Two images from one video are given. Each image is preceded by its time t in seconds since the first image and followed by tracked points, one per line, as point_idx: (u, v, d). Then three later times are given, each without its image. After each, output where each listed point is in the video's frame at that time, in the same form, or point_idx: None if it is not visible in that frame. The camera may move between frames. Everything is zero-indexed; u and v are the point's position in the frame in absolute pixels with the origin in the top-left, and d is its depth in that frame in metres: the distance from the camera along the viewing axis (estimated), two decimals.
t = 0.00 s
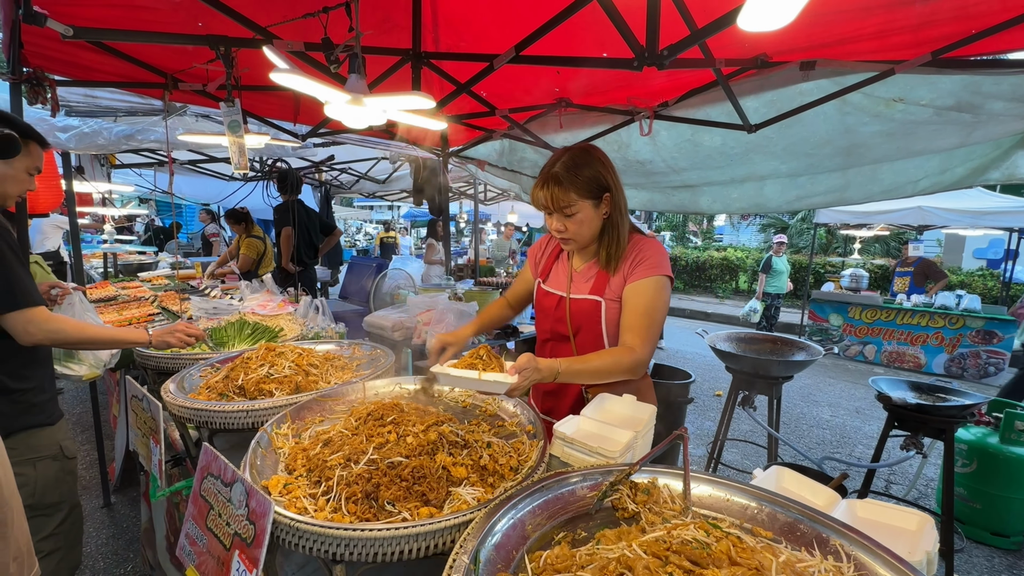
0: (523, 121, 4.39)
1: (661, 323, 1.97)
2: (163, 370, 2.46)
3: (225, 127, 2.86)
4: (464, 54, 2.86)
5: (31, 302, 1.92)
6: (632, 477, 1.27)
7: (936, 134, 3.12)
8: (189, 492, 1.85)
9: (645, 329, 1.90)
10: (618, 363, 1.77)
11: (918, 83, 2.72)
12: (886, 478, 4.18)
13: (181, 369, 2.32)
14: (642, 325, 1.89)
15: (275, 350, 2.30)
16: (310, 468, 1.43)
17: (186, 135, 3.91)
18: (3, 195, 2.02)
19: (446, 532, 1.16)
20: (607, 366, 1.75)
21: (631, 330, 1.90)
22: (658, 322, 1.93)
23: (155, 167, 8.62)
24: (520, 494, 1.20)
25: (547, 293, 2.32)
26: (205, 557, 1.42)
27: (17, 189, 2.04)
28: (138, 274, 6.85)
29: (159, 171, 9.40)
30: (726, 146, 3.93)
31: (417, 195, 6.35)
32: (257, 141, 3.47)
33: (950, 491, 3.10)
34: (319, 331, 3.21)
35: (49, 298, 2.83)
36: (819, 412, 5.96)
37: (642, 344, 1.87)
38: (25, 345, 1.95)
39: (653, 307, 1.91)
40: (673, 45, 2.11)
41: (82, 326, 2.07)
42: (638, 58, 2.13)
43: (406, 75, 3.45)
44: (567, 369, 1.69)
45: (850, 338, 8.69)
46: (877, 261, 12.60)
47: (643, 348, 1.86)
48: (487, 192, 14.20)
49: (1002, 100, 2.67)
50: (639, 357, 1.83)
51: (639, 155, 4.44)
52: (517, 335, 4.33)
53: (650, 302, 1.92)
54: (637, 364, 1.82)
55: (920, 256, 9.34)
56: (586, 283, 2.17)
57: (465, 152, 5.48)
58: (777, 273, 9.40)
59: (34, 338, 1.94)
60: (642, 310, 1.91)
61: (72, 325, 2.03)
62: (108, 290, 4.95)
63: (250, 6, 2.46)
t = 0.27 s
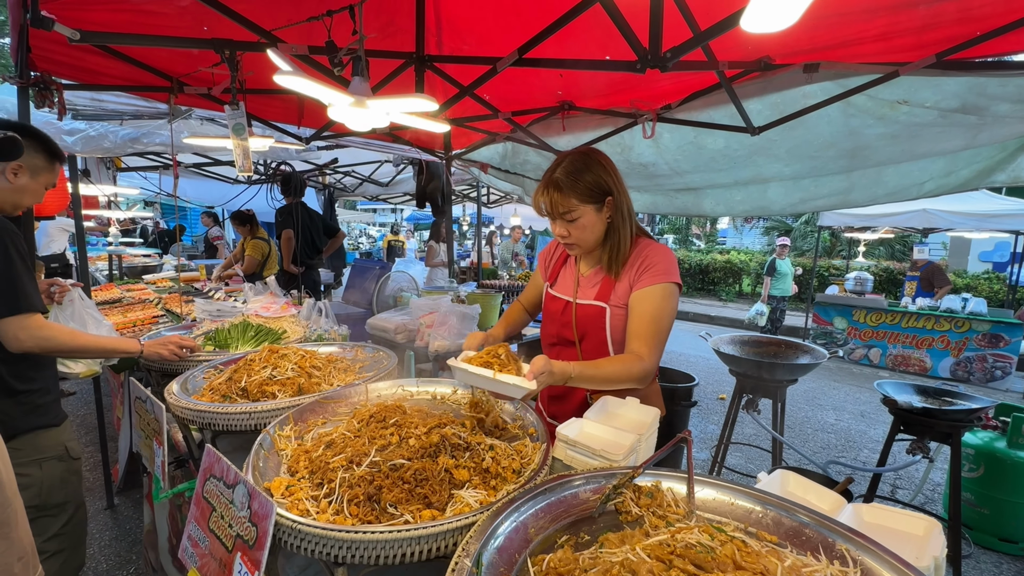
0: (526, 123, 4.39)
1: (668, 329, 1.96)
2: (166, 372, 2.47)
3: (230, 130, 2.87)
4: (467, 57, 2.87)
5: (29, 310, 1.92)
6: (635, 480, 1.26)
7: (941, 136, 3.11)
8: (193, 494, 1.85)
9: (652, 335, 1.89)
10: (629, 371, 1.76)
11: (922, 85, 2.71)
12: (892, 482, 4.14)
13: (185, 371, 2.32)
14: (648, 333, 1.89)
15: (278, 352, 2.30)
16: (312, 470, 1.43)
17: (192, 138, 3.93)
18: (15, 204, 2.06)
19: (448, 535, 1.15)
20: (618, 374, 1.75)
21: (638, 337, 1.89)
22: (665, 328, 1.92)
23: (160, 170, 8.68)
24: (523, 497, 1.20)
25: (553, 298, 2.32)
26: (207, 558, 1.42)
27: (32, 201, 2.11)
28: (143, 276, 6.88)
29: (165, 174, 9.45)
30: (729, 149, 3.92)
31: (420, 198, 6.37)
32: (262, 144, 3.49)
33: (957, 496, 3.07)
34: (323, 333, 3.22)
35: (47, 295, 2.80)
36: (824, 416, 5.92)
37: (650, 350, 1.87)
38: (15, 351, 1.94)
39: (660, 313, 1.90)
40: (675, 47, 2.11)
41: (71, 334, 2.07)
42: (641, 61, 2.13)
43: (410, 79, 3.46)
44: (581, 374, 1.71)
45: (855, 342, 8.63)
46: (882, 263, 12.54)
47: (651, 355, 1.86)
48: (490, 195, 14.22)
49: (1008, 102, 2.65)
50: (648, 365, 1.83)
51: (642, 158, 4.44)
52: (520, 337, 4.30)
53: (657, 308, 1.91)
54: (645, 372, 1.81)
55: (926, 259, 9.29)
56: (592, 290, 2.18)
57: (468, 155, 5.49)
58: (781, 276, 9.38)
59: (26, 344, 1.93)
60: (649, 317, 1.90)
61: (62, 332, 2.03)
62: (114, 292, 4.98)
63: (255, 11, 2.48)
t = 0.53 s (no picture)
0: (529, 126, 4.40)
1: (681, 332, 1.98)
2: (170, 373, 2.47)
3: (234, 133, 2.89)
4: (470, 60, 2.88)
5: (36, 311, 1.93)
6: (640, 484, 1.26)
7: (946, 139, 3.10)
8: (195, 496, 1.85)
9: (668, 338, 1.91)
10: (652, 375, 1.76)
11: (926, 87, 2.70)
12: (897, 487, 4.12)
13: (189, 373, 2.33)
14: (666, 336, 1.90)
15: (281, 354, 2.30)
16: (315, 473, 1.43)
17: (196, 140, 3.95)
18: (32, 215, 2.07)
19: (452, 539, 1.15)
20: (641, 379, 1.74)
21: (655, 341, 1.90)
22: (679, 330, 1.94)
23: (164, 172, 8.73)
24: (527, 501, 1.19)
25: (561, 306, 2.29)
26: (210, 561, 1.42)
27: (50, 214, 2.11)
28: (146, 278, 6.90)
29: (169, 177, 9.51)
30: (733, 151, 3.91)
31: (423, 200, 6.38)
32: (266, 147, 3.50)
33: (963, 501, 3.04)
34: (325, 336, 3.22)
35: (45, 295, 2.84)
36: (828, 419, 5.89)
37: (668, 353, 1.88)
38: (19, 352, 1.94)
39: (674, 317, 1.92)
40: (679, 50, 2.11)
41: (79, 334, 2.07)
42: (645, 63, 2.12)
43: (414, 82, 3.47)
44: (607, 380, 1.65)
45: (858, 344, 8.59)
46: (886, 266, 12.48)
47: (669, 357, 1.86)
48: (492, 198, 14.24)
49: (1013, 105, 2.64)
50: (667, 368, 1.83)
51: (645, 161, 4.44)
52: (522, 339, 4.29)
53: (670, 311, 1.93)
54: (664, 375, 1.81)
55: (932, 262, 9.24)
56: (603, 295, 2.16)
57: (471, 158, 5.50)
58: (785, 278, 9.36)
59: (30, 344, 1.92)
60: (665, 320, 1.92)
61: (69, 332, 2.04)
62: (117, 294, 5.00)
63: (260, 14, 2.49)
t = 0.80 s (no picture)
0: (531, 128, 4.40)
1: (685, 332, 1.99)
2: (172, 375, 2.47)
3: (237, 135, 2.89)
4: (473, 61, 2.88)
5: (44, 311, 1.93)
6: (643, 487, 1.25)
7: (950, 140, 3.08)
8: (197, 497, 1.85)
9: (674, 337, 1.92)
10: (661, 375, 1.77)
11: (930, 88, 2.69)
12: (902, 490, 4.09)
13: (191, 374, 2.33)
14: (671, 335, 1.92)
15: (284, 355, 2.30)
16: (318, 475, 1.42)
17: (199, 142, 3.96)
18: (45, 216, 2.11)
19: (454, 541, 1.14)
20: (651, 381, 1.73)
21: (660, 339, 1.92)
22: (684, 329, 1.96)
23: (167, 174, 8.76)
24: (529, 503, 1.19)
25: (564, 304, 2.28)
26: (212, 563, 1.41)
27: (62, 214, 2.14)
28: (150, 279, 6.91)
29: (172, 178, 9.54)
30: (736, 153, 3.91)
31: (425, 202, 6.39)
32: (269, 149, 3.51)
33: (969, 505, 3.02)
34: (327, 337, 3.22)
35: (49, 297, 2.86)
36: (832, 421, 5.86)
37: (674, 352, 1.89)
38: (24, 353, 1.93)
39: (678, 316, 1.94)
40: (682, 51, 2.10)
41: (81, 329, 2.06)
42: (648, 64, 2.12)
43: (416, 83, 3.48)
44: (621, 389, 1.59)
45: (862, 347, 8.55)
46: (889, 268, 12.43)
47: (676, 356, 1.87)
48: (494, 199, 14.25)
49: (1018, 105, 2.62)
50: (674, 367, 1.84)
51: (647, 162, 4.44)
52: (524, 341, 4.28)
53: (675, 310, 1.95)
54: (671, 374, 1.82)
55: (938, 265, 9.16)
56: (608, 294, 2.16)
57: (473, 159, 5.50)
58: (788, 280, 9.33)
59: (33, 345, 1.91)
60: (670, 319, 1.93)
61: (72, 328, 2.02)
62: (121, 295, 5.02)
63: (263, 16, 2.50)
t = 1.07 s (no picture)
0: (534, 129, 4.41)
1: (680, 334, 1.98)
2: (174, 375, 2.47)
3: (241, 136, 2.90)
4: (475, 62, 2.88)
5: (72, 305, 1.98)
6: (647, 488, 1.24)
7: (954, 141, 3.07)
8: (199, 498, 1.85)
9: (665, 338, 1.91)
10: (645, 373, 1.76)
11: (935, 89, 2.68)
12: (906, 492, 4.07)
13: (193, 374, 2.33)
14: (664, 336, 1.90)
15: (287, 356, 2.30)
16: (320, 475, 1.42)
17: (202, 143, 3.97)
18: (46, 210, 2.16)
19: (456, 542, 1.13)
20: (632, 378, 1.72)
21: (652, 340, 1.90)
22: (678, 331, 1.94)
23: (171, 175, 8.79)
24: (533, 505, 1.18)
25: (566, 298, 2.28)
26: (214, 563, 1.41)
27: (63, 207, 2.19)
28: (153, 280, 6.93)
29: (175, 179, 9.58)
30: (739, 154, 3.90)
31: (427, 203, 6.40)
32: (272, 149, 3.52)
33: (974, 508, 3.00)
34: (330, 338, 3.22)
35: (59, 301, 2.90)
36: (835, 423, 5.83)
37: (663, 353, 1.87)
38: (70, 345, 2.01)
39: (674, 317, 1.93)
40: (685, 51, 2.10)
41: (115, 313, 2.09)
42: (651, 65, 2.12)
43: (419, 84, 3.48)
44: (598, 383, 1.63)
45: (865, 348, 8.52)
46: (892, 269, 12.38)
47: (665, 357, 1.86)
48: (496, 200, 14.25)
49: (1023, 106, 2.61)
50: (661, 367, 1.82)
51: (650, 163, 4.44)
52: (526, 343, 4.28)
53: (671, 311, 1.94)
54: (657, 373, 1.80)
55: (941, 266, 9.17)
56: (608, 292, 2.15)
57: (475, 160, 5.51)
58: (790, 281, 9.31)
59: (78, 336, 1.99)
60: (664, 320, 1.92)
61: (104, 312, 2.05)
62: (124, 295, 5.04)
63: (267, 18, 2.51)
